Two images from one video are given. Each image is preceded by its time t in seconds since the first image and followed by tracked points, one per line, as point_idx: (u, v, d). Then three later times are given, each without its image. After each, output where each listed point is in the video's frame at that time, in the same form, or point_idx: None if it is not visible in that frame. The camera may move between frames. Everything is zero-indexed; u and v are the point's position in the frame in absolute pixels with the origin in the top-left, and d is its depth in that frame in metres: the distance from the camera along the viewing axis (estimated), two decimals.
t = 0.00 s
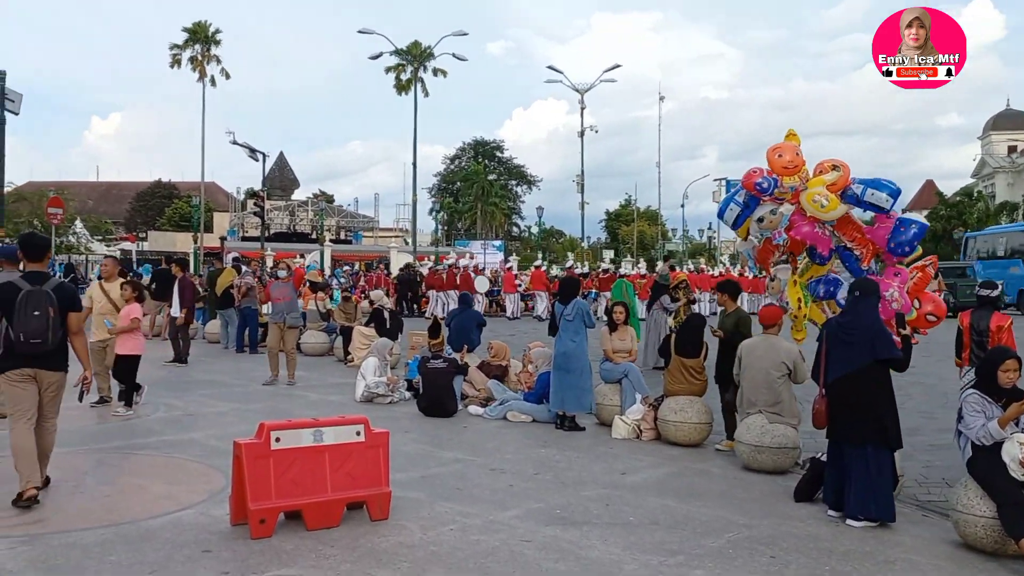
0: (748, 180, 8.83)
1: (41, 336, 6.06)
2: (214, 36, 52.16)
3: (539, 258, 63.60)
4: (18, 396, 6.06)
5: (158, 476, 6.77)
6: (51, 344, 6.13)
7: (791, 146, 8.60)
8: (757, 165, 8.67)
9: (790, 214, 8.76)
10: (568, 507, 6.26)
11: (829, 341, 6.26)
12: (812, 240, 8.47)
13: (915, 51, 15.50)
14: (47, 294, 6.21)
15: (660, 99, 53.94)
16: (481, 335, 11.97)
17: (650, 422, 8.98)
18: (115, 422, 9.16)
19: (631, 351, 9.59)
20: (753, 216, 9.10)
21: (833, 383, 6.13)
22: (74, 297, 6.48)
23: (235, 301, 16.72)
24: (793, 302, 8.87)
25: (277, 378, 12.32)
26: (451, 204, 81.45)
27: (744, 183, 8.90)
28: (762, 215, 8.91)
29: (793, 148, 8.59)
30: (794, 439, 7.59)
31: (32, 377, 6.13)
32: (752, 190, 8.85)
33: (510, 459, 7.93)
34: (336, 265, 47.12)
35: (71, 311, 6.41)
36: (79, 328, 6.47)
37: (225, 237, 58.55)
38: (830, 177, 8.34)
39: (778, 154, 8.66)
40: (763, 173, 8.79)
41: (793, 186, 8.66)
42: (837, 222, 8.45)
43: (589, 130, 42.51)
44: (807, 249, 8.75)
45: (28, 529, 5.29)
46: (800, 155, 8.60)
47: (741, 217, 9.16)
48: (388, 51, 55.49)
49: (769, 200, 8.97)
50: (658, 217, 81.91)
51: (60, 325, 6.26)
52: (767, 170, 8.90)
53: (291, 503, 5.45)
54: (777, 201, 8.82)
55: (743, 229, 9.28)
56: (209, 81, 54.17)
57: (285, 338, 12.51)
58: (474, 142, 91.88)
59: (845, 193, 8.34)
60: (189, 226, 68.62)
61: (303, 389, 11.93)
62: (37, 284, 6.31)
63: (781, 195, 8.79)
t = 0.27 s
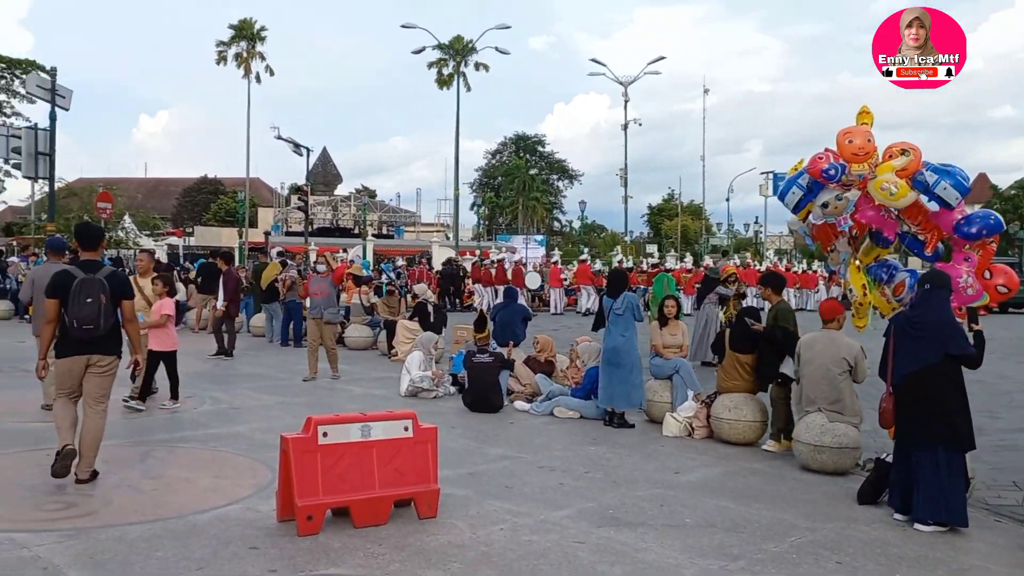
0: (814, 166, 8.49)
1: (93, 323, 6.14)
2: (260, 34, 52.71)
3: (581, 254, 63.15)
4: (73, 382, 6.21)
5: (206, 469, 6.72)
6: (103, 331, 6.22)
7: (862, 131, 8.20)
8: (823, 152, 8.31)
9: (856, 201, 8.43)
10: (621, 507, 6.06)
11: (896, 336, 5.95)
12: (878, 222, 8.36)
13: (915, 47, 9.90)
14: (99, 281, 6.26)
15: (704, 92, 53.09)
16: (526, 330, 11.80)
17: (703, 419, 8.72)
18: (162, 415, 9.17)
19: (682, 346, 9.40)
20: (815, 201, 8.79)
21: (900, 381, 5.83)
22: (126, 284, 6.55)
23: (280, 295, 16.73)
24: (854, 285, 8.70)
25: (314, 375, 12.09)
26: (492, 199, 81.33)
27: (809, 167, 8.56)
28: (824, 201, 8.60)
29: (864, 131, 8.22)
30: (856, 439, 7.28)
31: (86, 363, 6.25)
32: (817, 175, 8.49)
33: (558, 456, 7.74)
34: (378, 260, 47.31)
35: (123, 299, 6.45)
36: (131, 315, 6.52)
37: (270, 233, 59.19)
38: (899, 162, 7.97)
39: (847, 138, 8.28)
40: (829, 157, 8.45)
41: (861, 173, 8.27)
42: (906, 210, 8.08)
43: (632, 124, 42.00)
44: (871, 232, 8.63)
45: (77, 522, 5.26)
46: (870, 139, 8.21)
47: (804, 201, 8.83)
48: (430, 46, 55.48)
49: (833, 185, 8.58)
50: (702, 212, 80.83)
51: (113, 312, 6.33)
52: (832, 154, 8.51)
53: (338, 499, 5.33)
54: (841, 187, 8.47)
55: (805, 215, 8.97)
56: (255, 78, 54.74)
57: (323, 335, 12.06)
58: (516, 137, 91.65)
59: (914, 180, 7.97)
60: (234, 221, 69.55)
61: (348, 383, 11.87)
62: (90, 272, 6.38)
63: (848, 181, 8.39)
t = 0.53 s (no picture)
0: (906, 161, 8.08)
1: (165, 317, 6.25)
2: (321, 32, 53.39)
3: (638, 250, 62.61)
4: (147, 372, 6.38)
5: (274, 465, 6.71)
6: (175, 325, 6.33)
7: (961, 127, 7.76)
8: (918, 147, 7.90)
9: (949, 200, 8.03)
10: (695, 513, 5.86)
11: (989, 337, 5.62)
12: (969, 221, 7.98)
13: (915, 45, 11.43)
14: (171, 278, 6.36)
15: (766, 84, 52.05)
16: (588, 328, 11.59)
17: (776, 422, 8.43)
18: (229, 410, 9.25)
19: (753, 346, 9.12)
20: (902, 196, 8.44)
21: (995, 386, 5.48)
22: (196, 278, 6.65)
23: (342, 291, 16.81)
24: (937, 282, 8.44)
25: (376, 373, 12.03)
26: (549, 195, 81.21)
27: (900, 162, 8.15)
28: (913, 198, 8.17)
29: (964, 126, 7.76)
30: (942, 444, 6.93)
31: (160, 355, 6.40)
32: (909, 170, 8.09)
33: (626, 458, 7.56)
34: (436, 256, 47.58)
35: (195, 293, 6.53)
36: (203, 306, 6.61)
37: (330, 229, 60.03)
38: (999, 161, 7.66)
39: (945, 134, 7.80)
40: (922, 151, 7.98)
41: (958, 171, 7.86)
42: (1002, 211, 7.77)
43: (692, 117, 41.37)
44: (958, 229, 8.23)
45: (152, 518, 5.27)
46: (969, 134, 7.75)
47: (892, 198, 8.51)
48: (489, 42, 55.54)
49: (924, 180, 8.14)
50: (763, 207, 79.40)
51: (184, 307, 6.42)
52: (924, 148, 8.06)
53: (406, 500, 5.24)
54: (933, 184, 8.03)
55: (891, 210, 8.65)
56: (316, 76, 55.50)
57: (380, 329, 11.79)
58: (573, 132, 91.24)
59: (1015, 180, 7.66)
60: (295, 217, 70.72)
61: (411, 379, 11.86)
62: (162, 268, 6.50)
63: (942, 179, 8.00)
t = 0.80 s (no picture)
0: (983, 147, 7.90)
1: (213, 316, 6.33)
2: (360, 32, 53.67)
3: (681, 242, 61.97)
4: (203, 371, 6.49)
5: (328, 467, 6.60)
6: (224, 324, 6.40)
7: None
8: (999, 133, 7.73)
9: None
10: (764, 515, 5.62)
11: None
12: None
13: (917, 47, 15.44)
14: (219, 277, 6.45)
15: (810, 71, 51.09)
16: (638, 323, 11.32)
17: (840, 417, 8.11)
18: (279, 411, 9.18)
19: (813, 339, 8.81)
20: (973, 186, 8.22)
21: None
22: (249, 279, 6.72)
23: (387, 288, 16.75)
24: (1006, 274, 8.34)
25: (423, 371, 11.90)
26: (589, 189, 80.81)
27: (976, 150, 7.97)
28: (988, 187, 8.03)
29: None
30: (1022, 440, 6.56)
31: (212, 353, 6.48)
32: (985, 158, 7.91)
33: (686, 457, 7.31)
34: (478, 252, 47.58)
35: (245, 292, 6.57)
36: (254, 306, 6.62)
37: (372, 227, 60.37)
38: None
39: None
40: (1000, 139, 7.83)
41: None
42: None
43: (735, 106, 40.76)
44: None
45: (208, 523, 5.18)
46: None
47: (961, 187, 8.29)
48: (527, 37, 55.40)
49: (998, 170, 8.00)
50: (807, 196, 78.09)
51: (234, 307, 6.48)
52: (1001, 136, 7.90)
53: (465, 505, 5.07)
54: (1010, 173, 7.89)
55: (960, 197, 8.42)
56: (356, 76, 55.85)
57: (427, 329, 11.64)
58: (611, 124, 90.60)
59: None
60: (337, 216, 71.29)
61: (459, 377, 11.72)
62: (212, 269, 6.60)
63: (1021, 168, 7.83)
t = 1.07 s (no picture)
0: None
1: (299, 319, 6.51)
2: (425, 32, 53.97)
3: (752, 237, 60.63)
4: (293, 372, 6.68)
5: (406, 472, 6.51)
6: (310, 327, 6.56)
7: None
8: None
9: None
10: (867, 527, 5.29)
11: None
12: None
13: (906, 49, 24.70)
14: (308, 282, 6.65)
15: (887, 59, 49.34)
16: (716, 321, 10.99)
17: (938, 422, 7.68)
18: (354, 412, 9.15)
19: (907, 337, 8.43)
20: None
21: None
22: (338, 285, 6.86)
23: (457, 288, 16.66)
24: None
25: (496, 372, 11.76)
26: (655, 183, 79.75)
27: None
28: None
29: None
30: None
31: (300, 354, 6.64)
32: None
33: (775, 462, 7.01)
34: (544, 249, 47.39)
35: (333, 297, 6.74)
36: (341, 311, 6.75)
37: (438, 225, 60.76)
38: None
39: None
40: None
41: None
42: None
43: (807, 96, 39.61)
44: None
45: (291, 530, 5.13)
46: None
47: None
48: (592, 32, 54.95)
49: None
50: (883, 187, 75.55)
51: (321, 310, 6.64)
52: None
53: (550, 515, 4.90)
54: None
55: None
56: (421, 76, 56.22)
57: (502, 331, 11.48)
58: (678, 118, 89.33)
59: None
60: (404, 215, 72.02)
61: (533, 377, 11.57)
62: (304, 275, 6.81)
63: None
